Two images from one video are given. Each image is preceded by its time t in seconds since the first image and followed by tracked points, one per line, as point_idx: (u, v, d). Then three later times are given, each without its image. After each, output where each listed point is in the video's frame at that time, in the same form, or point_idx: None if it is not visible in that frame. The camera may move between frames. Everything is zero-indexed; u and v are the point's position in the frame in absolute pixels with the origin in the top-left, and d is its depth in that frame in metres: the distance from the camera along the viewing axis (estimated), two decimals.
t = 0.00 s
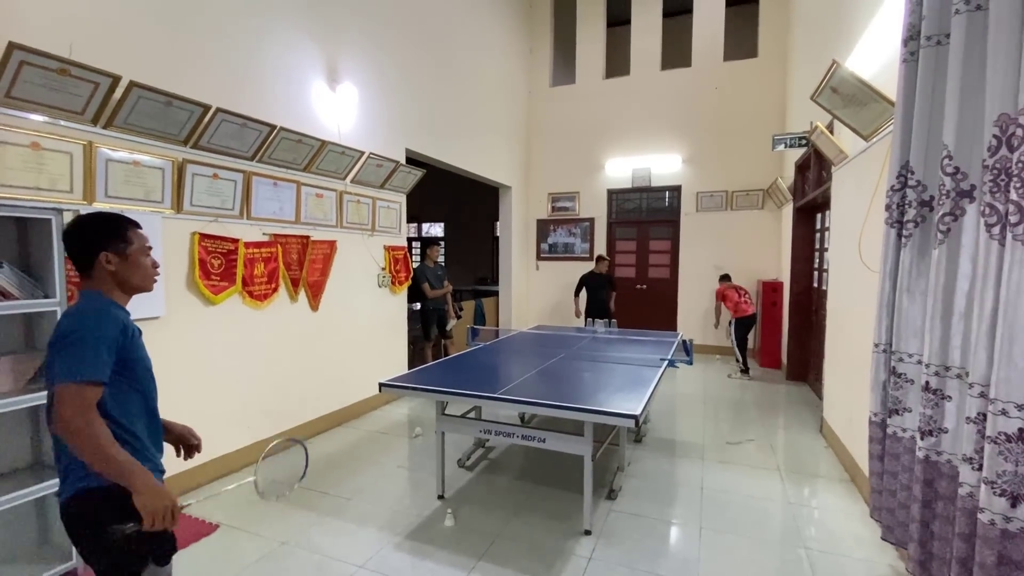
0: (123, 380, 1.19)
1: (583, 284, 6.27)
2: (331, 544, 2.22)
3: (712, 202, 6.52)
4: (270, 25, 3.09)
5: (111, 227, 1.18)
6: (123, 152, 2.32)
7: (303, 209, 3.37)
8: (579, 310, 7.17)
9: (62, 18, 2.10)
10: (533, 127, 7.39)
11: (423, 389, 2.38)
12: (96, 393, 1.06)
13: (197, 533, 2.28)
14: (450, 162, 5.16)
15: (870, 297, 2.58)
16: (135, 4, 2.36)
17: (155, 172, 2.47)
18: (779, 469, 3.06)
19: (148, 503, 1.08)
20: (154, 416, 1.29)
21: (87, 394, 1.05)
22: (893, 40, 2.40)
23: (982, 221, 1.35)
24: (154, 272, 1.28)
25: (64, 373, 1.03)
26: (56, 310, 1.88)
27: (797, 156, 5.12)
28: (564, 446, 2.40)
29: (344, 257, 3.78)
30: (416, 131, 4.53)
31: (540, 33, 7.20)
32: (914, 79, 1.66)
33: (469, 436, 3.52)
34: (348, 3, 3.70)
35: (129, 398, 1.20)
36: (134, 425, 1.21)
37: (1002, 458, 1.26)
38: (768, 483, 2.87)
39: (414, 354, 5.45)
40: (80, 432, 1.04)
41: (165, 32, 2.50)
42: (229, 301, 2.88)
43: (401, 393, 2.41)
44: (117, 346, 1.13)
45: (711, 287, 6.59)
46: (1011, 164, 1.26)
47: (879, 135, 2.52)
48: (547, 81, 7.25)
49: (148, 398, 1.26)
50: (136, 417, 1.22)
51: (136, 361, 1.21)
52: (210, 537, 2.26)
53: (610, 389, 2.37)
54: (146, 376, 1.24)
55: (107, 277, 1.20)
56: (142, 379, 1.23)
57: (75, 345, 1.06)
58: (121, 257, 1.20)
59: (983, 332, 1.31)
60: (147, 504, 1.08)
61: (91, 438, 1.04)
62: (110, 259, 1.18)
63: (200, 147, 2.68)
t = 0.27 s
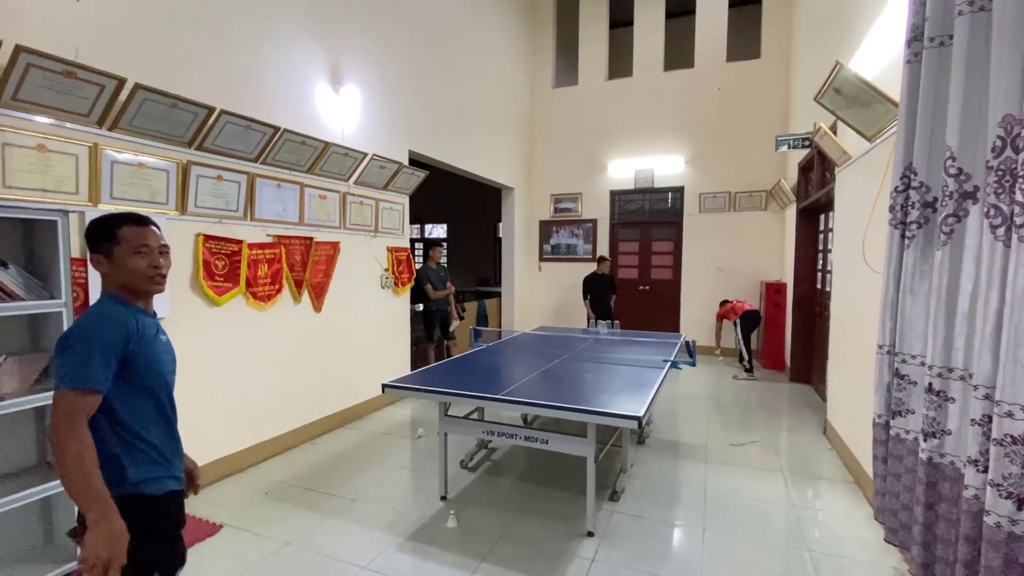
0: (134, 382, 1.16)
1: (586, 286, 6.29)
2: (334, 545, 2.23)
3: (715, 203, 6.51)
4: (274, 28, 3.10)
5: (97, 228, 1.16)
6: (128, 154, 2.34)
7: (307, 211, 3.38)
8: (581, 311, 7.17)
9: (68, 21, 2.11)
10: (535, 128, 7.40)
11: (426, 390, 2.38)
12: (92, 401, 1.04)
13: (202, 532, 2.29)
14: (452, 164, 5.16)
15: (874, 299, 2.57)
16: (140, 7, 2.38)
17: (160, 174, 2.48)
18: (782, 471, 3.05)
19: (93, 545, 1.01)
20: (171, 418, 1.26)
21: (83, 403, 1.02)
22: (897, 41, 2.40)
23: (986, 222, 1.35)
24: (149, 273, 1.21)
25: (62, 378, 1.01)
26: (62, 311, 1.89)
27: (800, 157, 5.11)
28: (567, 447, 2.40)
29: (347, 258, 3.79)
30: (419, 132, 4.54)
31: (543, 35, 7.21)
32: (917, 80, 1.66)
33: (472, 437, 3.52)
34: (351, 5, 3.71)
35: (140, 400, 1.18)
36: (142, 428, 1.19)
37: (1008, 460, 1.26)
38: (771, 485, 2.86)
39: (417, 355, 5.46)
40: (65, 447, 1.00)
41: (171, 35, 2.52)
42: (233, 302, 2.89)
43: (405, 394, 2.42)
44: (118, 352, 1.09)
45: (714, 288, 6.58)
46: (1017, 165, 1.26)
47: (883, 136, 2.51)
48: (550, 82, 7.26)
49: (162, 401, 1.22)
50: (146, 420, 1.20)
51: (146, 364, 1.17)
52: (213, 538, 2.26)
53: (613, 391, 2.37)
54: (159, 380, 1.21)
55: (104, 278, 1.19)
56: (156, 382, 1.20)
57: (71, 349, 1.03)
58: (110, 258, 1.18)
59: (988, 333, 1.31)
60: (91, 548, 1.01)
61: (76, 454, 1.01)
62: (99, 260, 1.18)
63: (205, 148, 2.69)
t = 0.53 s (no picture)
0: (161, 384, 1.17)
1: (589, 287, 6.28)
2: (338, 545, 2.24)
3: (719, 204, 6.49)
4: (279, 30, 3.12)
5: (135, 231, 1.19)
6: (134, 156, 2.35)
7: (311, 212, 3.39)
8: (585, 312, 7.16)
9: (75, 24, 2.13)
10: (538, 129, 7.41)
11: (430, 391, 2.39)
12: (107, 402, 1.07)
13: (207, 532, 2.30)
14: (456, 165, 5.17)
15: (879, 300, 2.56)
16: (147, 11, 2.40)
17: (165, 176, 2.50)
18: (787, 473, 3.04)
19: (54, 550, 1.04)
20: (191, 423, 1.25)
21: (99, 402, 1.06)
22: (901, 41, 2.39)
23: (992, 223, 1.34)
24: (183, 274, 1.23)
25: (81, 376, 1.04)
26: (68, 313, 1.91)
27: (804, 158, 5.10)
28: (571, 449, 2.40)
29: (351, 259, 3.80)
30: (422, 134, 4.55)
31: (546, 36, 7.22)
32: (922, 81, 1.65)
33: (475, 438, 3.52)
34: (355, 7, 3.73)
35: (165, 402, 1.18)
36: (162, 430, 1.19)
37: (1014, 462, 1.25)
38: (776, 487, 2.85)
39: (421, 356, 5.47)
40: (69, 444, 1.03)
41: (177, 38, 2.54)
42: (238, 303, 2.90)
43: (408, 395, 2.42)
44: (138, 354, 1.10)
45: (718, 289, 6.56)
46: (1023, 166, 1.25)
47: (888, 136, 2.50)
48: (553, 83, 7.26)
49: (186, 404, 1.22)
50: (171, 422, 1.20)
51: (173, 367, 1.17)
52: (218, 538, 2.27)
53: (616, 392, 2.37)
54: (184, 383, 1.20)
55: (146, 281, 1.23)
56: (181, 385, 1.20)
57: (96, 347, 1.06)
58: (149, 261, 1.21)
59: (994, 335, 1.30)
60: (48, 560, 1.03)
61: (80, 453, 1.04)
62: (141, 263, 1.21)
63: (210, 150, 2.71)
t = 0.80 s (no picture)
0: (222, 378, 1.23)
1: (594, 287, 6.28)
2: (344, 545, 2.24)
3: (725, 205, 6.47)
4: (286, 33, 3.14)
5: (235, 236, 1.29)
6: (142, 158, 2.37)
7: (317, 213, 3.41)
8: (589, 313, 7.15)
9: (85, 27, 2.15)
10: (543, 130, 7.42)
11: (435, 392, 2.39)
12: (176, 391, 1.12)
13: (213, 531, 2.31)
14: (461, 166, 5.18)
15: (887, 301, 2.55)
16: (155, 15, 2.42)
17: (174, 177, 2.52)
18: (794, 474, 3.02)
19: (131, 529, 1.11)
20: (247, 416, 1.31)
21: (168, 391, 1.11)
22: (909, 40, 2.37)
23: (1000, 224, 1.33)
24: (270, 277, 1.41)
25: (155, 364, 1.11)
26: (78, 314, 1.92)
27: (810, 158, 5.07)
28: (576, 450, 2.40)
29: (357, 260, 3.81)
30: (427, 135, 4.56)
31: (551, 37, 7.22)
32: (929, 81, 1.64)
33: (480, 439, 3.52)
34: (361, 10, 3.74)
35: (222, 396, 1.24)
36: (218, 421, 1.25)
37: None
38: (782, 489, 2.83)
39: (426, 357, 5.48)
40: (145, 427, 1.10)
41: (185, 41, 2.56)
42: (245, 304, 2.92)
43: (413, 396, 2.43)
44: (205, 346, 1.17)
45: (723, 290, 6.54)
46: None
47: (896, 136, 2.49)
48: (558, 84, 7.26)
49: (242, 398, 1.28)
50: (227, 414, 1.26)
51: (231, 362, 1.23)
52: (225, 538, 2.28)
53: (622, 393, 2.37)
54: (242, 377, 1.27)
55: (230, 282, 1.31)
56: (237, 380, 1.25)
57: (168, 337, 1.13)
58: (245, 263, 1.32)
59: (1003, 336, 1.29)
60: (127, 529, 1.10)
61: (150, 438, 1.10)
62: (238, 264, 1.31)
63: (217, 152, 2.73)
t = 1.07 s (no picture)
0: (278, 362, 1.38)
1: (598, 287, 6.27)
2: (350, 545, 2.25)
3: (729, 205, 6.45)
4: (292, 34, 3.15)
5: (287, 237, 1.45)
6: (150, 159, 2.38)
7: (323, 214, 3.42)
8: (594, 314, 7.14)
9: (94, 30, 2.16)
10: (547, 131, 7.42)
11: (440, 392, 2.39)
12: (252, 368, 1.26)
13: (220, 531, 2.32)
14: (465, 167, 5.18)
15: (895, 302, 2.53)
16: (163, 17, 2.43)
17: (181, 178, 2.53)
18: (800, 476, 3.01)
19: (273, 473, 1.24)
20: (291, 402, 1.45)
21: (241, 369, 1.24)
22: (917, 40, 2.36)
23: (1009, 224, 1.32)
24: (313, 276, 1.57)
25: (229, 347, 1.24)
26: (87, 314, 1.93)
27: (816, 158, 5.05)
28: (582, 450, 2.40)
29: (362, 261, 3.82)
30: (432, 136, 4.57)
31: (555, 37, 7.22)
32: (937, 81, 1.63)
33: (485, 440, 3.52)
34: (367, 11, 3.76)
35: (275, 378, 1.38)
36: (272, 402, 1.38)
37: None
38: (789, 490, 2.82)
39: (430, 358, 5.48)
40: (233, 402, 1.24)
41: (192, 43, 2.57)
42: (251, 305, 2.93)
43: (419, 396, 2.43)
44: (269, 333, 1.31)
45: (728, 291, 6.52)
46: None
47: (903, 136, 2.47)
48: (562, 85, 7.26)
49: (291, 383, 1.43)
50: (277, 398, 1.39)
51: (285, 348, 1.39)
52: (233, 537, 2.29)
53: (628, 393, 2.36)
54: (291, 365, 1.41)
55: (284, 278, 1.46)
56: (288, 363, 1.41)
57: (239, 323, 1.27)
58: (297, 262, 1.48)
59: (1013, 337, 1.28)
60: (271, 474, 1.23)
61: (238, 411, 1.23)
62: (291, 262, 1.46)
63: (224, 153, 2.74)
